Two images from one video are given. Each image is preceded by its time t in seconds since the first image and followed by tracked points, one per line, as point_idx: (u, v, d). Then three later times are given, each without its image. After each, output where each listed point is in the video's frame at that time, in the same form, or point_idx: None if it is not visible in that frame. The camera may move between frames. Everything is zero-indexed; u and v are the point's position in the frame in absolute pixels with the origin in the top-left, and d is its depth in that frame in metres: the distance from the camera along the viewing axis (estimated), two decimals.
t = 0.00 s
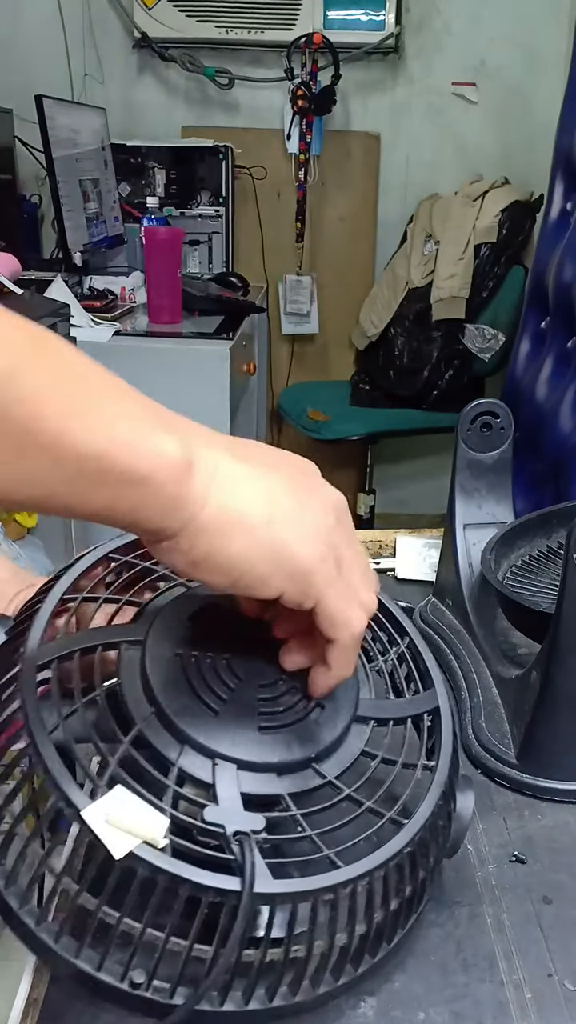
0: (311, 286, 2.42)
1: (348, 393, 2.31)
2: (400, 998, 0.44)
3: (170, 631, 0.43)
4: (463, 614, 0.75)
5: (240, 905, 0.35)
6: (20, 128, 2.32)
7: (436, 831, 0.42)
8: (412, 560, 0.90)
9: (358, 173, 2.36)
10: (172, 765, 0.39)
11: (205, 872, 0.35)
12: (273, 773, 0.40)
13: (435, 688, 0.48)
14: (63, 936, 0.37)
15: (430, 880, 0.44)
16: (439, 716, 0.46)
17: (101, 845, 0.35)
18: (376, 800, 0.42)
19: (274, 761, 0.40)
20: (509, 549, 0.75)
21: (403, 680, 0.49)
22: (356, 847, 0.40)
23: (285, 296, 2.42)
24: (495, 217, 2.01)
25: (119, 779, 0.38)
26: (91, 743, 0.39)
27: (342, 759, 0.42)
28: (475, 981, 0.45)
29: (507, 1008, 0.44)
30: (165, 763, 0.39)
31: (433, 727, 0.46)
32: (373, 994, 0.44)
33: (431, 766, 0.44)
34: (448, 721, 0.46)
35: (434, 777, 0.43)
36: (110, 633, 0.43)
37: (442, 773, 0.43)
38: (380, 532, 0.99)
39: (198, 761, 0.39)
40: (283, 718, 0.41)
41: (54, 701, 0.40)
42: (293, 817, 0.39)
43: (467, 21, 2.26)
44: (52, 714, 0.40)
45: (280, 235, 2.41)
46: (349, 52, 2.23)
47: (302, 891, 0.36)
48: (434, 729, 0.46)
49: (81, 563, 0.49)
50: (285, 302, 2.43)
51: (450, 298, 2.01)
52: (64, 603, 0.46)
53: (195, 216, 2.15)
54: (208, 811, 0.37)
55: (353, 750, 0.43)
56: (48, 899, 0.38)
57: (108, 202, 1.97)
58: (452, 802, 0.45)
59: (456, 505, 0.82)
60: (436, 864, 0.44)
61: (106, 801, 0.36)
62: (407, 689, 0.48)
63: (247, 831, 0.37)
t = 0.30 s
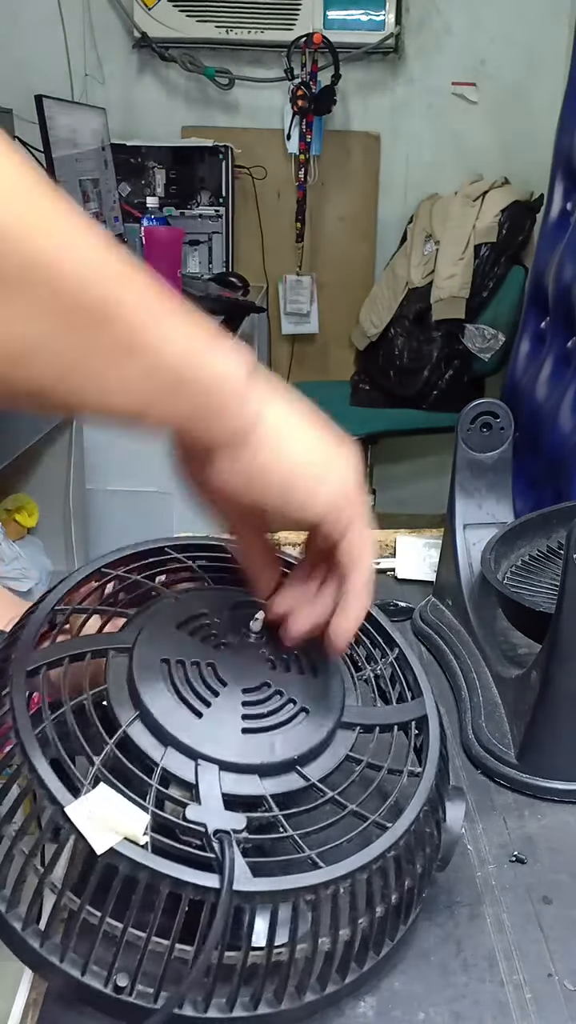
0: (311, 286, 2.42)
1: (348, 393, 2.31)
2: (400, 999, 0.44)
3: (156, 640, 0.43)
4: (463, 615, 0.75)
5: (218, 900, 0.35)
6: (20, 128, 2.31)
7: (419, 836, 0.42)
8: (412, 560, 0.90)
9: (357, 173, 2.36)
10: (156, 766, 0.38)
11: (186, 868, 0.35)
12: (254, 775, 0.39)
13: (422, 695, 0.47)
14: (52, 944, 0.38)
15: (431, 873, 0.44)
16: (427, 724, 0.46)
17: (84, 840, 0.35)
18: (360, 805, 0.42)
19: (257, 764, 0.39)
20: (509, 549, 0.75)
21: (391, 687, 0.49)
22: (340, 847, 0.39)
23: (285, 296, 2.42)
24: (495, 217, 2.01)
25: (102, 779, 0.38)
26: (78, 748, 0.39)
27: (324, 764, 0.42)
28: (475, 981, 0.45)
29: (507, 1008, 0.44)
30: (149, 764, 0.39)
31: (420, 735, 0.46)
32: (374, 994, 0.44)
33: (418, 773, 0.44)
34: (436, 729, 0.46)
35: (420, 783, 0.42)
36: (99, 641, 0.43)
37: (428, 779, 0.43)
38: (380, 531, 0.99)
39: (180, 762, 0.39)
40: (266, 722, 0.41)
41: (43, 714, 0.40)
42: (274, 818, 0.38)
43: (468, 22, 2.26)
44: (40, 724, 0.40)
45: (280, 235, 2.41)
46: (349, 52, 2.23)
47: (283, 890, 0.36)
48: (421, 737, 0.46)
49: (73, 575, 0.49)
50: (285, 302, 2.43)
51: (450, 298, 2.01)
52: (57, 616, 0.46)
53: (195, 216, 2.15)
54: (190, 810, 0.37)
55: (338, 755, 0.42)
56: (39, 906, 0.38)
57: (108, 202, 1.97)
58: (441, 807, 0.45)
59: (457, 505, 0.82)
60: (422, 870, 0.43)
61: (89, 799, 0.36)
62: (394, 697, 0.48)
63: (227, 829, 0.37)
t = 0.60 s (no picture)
0: (311, 286, 2.43)
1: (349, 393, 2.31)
2: (400, 999, 0.44)
3: (166, 631, 0.44)
4: (463, 615, 0.75)
5: (225, 877, 0.35)
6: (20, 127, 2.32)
7: (418, 833, 0.42)
8: (412, 560, 0.90)
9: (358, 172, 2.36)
10: (165, 750, 0.38)
11: (193, 846, 0.35)
12: (260, 762, 0.39)
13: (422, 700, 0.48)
14: (55, 928, 0.37)
15: (430, 876, 0.45)
16: (426, 727, 0.46)
17: (94, 815, 0.35)
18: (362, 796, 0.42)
19: (262, 751, 0.39)
20: (509, 549, 0.75)
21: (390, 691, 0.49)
22: (342, 835, 0.39)
23: (285, 296, 2.43)
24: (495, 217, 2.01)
25: (112, 759, 0.38)
26: (88, 734, 0.39)
27: (327, 756, 0.42)
28: (475, 981, 0.45)
29: (507, 1008, 0.43)
30: (158, 749, 0.39)
31: (420, 738, 0.46)
32: (373, 994, 0.44)
33: (418, 771, 0.44)
34: (435, 733, 0.46)
35: (421, 780, 0.43)
36: (110, 634, 0.43)
37: (429, 777, 0.43)
38: (380, 532, 0.99)
39: (190, 747, 0.39)
40: (271, 713, 0.41)
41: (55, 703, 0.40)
42: (280, 803, 0.38)
43: (467, 22, 2.26)
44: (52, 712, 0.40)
45: (280, 235, 2.41)
46: (349, 52, 2.23)
47: (286, 868, 0.36)
48: (420, 740, 0.46)
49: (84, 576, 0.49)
50: (285, 302, 2.43)
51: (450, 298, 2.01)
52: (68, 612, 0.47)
53: (195, 216, 2.15)
54: (197, 791, 0.37)
55: (339, 749, 0.42)
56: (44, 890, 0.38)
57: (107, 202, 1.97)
58: (440, 808, 0.45)
59: (457, 505, 0.82)
60: (420, 868, 0.43)
61: (100, 778, 0.36)
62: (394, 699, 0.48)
63: (234, 810, 0.37)
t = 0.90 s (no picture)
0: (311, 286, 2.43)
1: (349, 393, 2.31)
2: (401, 998, 0.44)
3: (168, 630, 0.44)
4: (463, 615, 0.75)
5: (221, 873, 0.35)
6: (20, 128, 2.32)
7: (418, 832, 0.42)
8: (412, 560, 0.90)
9: (359, 172, 2.35)
10: (164, 748, 0.38)
11: (189, 842, 0.35)
12: (259, 760, 0.39)
13: (427, 698, 0.47)
14: (54, 921, 0.37)
15: (430, 877, 0.45)
16: (429, 727, 0.46)
17: (91, 811, 0.35)
18: (361, 795, 0.41)
19: (261, 749, 0.39)
20: (509, 549, 0.75)
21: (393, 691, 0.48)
22: (340, 833, 0.39)
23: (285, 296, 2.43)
24: (495, 217, 2.01)
25: (111, 755, 0.38)
26: (90, 731, 0.39)
27: (327, 755, 0.41)
28: (475, 981, 0.45)
29: (507, 1008, 0.43)
30: (158, 747, 0.39)
31: (423, 739, 0.46)
32: (373, 993, 0.44)
33: (419, 771, 0.43)
34: (438, 734, 0.45)
35: (422, 780, 0.42)
36: (113, 632, 0.43)
37: (430, 776, 0.43)
38: (379, 531, 0.99)
39: (189, 744, 0.38)
40: (272, 711, 0.40)
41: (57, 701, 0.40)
42: (277, 802, 0.38)
43: (467, 22, 2.27)
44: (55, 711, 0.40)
45: (280, 235, 2.41)
46: (349, 52, 2.23)
47: (282, 866, 0.36)
48: (424, 741, 0.45)
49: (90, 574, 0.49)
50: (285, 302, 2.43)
51: (450, 298, 2.01)
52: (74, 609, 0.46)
53: (195, 216, 2.16)
54: (194, 788, 0.37)
55: (340, 748, 0.42)
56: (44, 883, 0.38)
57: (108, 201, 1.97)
58: (442, 808, 0.45)
59: (456, 505, 0.82)
60: (419, 868, 0.43)
61: (96, 774, 0.36)
62: (398, 698, 0.48)
63: (230, 807, 0.36)
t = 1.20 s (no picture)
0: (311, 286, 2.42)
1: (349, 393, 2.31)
2: (401, 999, 0.44)
3: (172, 626, 0.44)
4: (463, 615, 0.75)
5: (220, 867, 0.35)
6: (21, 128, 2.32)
7: (418, 830, 0.42)
8: (412, 560, 0.90)
9: (359, 172, 2.35)
10: (165, 744, 0.38)
11: (187, 838, 0.35)
12: (260, 757, 0.39)
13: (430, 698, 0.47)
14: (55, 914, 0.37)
15: (432, 878, 0.45)
16: (432, 727, 0.46)
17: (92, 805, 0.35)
18: (362, 795, 0.41)
19: (262, 746, 0.39)
20: (509, 549, 0.75)
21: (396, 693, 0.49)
22: (339, 831, 0.39)
23: (285, 296, 2.42)
24: (495, 217, 2.01)
25: (113, 750, 0.38)
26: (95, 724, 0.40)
27: (328, 754, 0.41)
28: (476, 981, 0.45)
29: (507, 1008, 0.44)
30: (160, 743, 0.39)
31: (426, 739, 0.46)
32: (374, 993, 0.44)
33: (422, 771, 0.43)
34: (441, 733, 0.46)
35: (424, 779, 0.42)
36: (118, 628, 0.43)
37: (432, 776, 0.43)
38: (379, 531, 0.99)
39: (190, 741, 0.38)
40: (275, 710, 0.40)
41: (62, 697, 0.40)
42: (278, 800, 0.38)
43: (467, 22, 2.26)
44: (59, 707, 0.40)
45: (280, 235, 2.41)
46: (349, 52, 2.22)
47: (280, 863, 0.36)
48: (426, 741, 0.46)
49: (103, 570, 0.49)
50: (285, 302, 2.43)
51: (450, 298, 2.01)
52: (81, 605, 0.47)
53: (195, 216, 2.16)
54: (194, 784, 0.37)
55: (341, 748, 0.42)
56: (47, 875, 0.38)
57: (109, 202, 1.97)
58: (443, 810, 0.45)
59: (457, 505, 0.82)
60: (419, 869, 0.43)
61: (95, 767, 0.36)
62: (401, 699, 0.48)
63: (230, 804, 0.36)
